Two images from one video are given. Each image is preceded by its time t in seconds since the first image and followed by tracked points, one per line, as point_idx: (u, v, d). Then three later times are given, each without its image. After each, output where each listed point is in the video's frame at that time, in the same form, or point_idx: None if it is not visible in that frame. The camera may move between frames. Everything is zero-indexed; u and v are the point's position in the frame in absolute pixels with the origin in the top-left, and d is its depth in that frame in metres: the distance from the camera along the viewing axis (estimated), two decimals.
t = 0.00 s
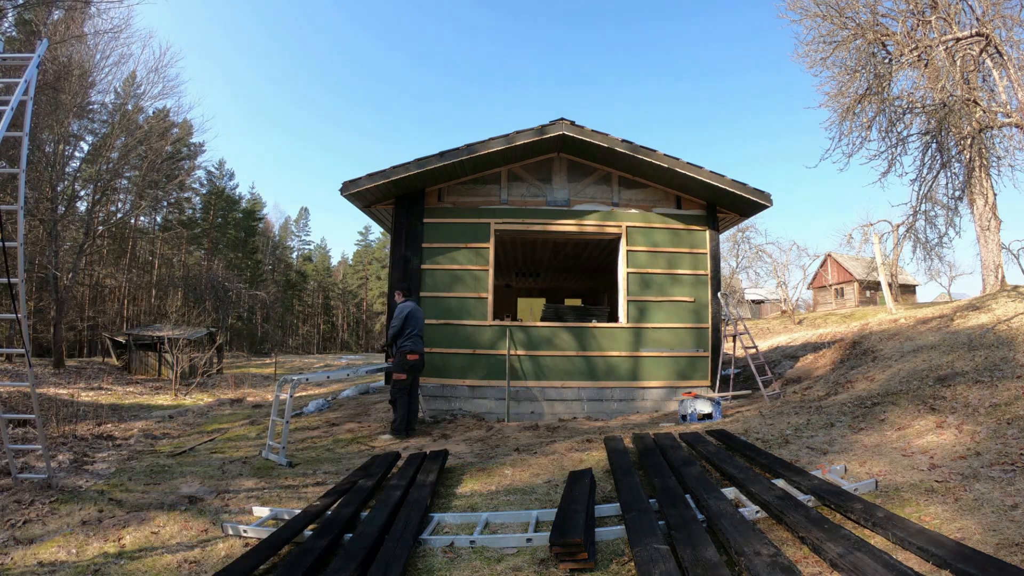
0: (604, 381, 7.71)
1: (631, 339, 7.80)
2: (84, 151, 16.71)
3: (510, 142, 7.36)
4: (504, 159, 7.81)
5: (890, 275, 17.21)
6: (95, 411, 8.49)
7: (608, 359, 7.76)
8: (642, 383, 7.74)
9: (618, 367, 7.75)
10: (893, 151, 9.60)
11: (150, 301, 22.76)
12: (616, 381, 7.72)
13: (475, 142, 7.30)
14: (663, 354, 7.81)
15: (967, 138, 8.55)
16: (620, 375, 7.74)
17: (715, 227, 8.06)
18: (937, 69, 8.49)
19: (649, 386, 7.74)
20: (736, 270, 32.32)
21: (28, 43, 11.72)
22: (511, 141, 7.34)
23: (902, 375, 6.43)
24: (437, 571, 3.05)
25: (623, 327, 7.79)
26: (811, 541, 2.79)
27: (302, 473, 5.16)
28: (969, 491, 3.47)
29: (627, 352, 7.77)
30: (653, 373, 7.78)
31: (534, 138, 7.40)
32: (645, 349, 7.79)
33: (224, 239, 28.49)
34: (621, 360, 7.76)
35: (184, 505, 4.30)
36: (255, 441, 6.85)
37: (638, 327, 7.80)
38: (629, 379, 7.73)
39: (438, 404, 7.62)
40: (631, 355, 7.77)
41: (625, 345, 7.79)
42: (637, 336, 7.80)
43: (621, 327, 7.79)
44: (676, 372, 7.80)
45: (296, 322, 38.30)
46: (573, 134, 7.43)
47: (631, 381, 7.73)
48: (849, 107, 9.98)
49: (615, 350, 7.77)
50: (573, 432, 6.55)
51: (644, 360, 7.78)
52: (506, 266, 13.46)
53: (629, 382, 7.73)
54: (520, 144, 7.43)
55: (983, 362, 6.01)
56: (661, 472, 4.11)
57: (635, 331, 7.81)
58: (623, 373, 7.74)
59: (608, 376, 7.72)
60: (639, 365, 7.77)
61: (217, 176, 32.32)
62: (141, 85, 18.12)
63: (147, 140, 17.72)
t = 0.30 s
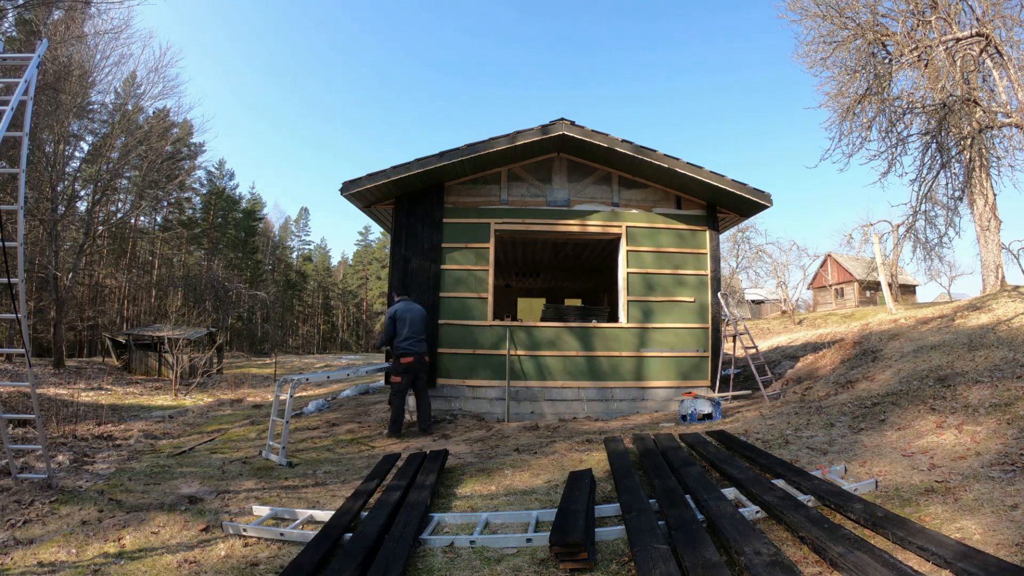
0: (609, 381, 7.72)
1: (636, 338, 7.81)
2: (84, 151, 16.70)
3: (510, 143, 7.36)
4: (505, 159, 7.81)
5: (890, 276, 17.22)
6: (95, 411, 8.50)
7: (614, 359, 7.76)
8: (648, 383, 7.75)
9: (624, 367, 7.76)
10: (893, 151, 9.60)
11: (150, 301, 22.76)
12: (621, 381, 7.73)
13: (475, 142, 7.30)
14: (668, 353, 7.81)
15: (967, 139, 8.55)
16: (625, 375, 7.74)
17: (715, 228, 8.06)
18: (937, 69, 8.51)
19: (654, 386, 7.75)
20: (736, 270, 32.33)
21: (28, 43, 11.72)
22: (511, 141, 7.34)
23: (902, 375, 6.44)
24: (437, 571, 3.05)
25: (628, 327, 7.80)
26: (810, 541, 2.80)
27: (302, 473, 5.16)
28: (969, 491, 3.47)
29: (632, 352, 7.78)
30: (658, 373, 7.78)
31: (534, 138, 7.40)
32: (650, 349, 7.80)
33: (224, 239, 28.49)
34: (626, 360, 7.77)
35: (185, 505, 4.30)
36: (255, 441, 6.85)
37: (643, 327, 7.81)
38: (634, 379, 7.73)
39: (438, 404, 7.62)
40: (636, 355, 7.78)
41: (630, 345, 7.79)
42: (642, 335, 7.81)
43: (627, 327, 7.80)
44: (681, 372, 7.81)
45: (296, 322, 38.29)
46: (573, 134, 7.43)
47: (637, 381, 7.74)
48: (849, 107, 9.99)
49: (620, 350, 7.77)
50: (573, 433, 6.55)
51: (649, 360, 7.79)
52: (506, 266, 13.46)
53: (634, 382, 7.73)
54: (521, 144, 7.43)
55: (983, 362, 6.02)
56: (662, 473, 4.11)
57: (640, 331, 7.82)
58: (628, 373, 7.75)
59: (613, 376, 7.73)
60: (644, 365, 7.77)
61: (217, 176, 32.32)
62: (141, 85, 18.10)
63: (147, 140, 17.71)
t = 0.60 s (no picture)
0: (614, 381, 7.71)
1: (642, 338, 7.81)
2: (84, 151, 16.69)
3: (510, 143, 7.36)
4: (505, 159, 7.81)
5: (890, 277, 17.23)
6: (95, 411, 8.52)
7: (619, 359, 7.76)
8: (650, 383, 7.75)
9: (629, 367, 7.75)
10: (893, 151, 9.61)
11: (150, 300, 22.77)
12: (626, 382, 7.72)
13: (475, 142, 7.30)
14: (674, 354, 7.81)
15: (967, 139, 8.55)
16: (630, 375, 7.74)
17: (715, 228, 8.06)
18: (937, 70, 8.52)
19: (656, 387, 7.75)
20: (736, 270, 32.36)
21: (28, 43, 11.73)
22: (512, 141, 7.34)
23: (902, 375, 6.44)
24: (436, 571, 3.04)
25: (633, 327, 7.80)
26: (811, 541, 2.80)
27: (303, 473, 5.18)
28: (969, 491, 3.48)
29: (638, 353, 7.78)
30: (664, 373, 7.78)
31: (534, 138, 7.40)
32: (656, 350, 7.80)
33: (224, 239, 28.51)
34: (631, 360, 7.77)
35: (184, 505, 4.31)
36: (255, 441, 6.86)
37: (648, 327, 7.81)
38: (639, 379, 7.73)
39: (438, 404, 7.62)
40: (641, 355, 7.77)
41: (635, 345, 7.79)
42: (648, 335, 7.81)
43: (632, 327, 7.80)
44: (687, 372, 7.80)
45: (296, 322, 38.30)
46: (573, 134, 7.43)
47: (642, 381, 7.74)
48: (849, 107, 9.99)
49: (625, 350, 7.77)
50: (574, 433, 6.55)
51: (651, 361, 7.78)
52: (505, 266, 13.48)
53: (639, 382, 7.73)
54: (521, 144, 7.43)
55: (983, 362, 6.02)
56: (662, 473, 4.11)
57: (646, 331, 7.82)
58: (634, 373, 7.74)
59: (618, 376, 7.72)
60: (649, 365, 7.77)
61: (217, 176, 32.34)
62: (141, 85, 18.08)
63: (148, 140, 17.71)
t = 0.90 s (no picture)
0: (619, 381, 7.72)
1: (649, 338, 7.81)
2: (84, 151, 16.68)
3: (510, 143, 7.36)
4: (505, 159, 7.81)
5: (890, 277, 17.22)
6: (95, 411, 8.53)
7: (626, 359, 7.77)
8: (650, 384, 7.75)
9: (636, 367, 7.76)
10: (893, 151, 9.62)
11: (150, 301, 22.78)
12: (632, 381, 7.73)
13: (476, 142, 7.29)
14: (681, 354, 7.83)
15: (967, 138, 8.55)
16: (637, 375, 7.75)
17: (715, 227, 8.06)
18: (937, 69, 8.53)
19: (656, 387, 7.75)
20: (735, 270, 32.37)
21: (28, 43, 11.74)
22: (511, 141, 7.34)
23: (902, 375, 6.43)
24: (436, 571, 3.04)
25: (640, 327, 7.81)
26: (811, 541, 2.80)
27: (303, 473, 5.18)
28: (969, 491, 3.47)
29: (645, 352, 7.79)
30: (665, 373, 7.79)
31: (534, 138, 7.40)
32: (663, 349, 7.81)
33: (224, 239, 28.51)
34: (638, 360, 7.78)
35: (185, 505, 4.31)
36: (255, 441, 6.87)
37: (655, 327, 7.82)
38: (646, 379, 7.75)
39: (438, 404, 7.62)
40: (648, 355, 7.79)
41: (642, 345, 7.80)
42: (655, 335, 7.82)
43: (639, 327, 7.81)
44: (688, 372, 7.81)
45: (296, 322, 38.32)
46: (573, 134, 7.43)
47: (648, 381, 7.75)
48: (849, 107, 9.98)
49: (632, 350, 7.79)
50: (574, 433, 6.56)
51: (652, 361, 7.79)
52: (505, 266, 13.48)
53: (646, 382, 7.74)
54: (521, 144, 7.43)
55: (983, 362, 6.02)
56: (661, 473, 4.11)
57: (652, 331, 7.83)
58: (641, 373, 7.76)
59: (624, 376, 7.73)
60: (656, 365, 7.78)
61: (217, 176, 32.35)
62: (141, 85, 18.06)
63: (147, 141, 17.71)
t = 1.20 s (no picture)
0: (626, 381, 7.73)
1: (655, 338, 7.82)
2: (84, 151, 16.69)
3: (510, 142, 7.36)
4: (504, 159, 7.81)
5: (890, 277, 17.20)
6: (95, 411, 8.54)
7: (632, 359, 7.78)
8: (648, 383, 7.75)
9: (644, 366, 7.77)
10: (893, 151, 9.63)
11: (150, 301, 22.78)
12: (640, 381, 7.74)
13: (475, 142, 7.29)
14: (681, 354, 7.83)
15: (967, 138, 8.55)
16: (645, 374, 7.76)
17: (714, 227, 8.06)
18: (937, 69, 8.55)
19: (655, 387, 7.76)
20: (735, 270, 32.38)
21: (28, 43, 11.76)
22: (511, 140, 7.33)
23: (902, 375, 6.43)
24: (436, 571, 3.05)
25: (646, 327, 7.81)
26: (810, 540, 2.80)
27: (303, 473, 5.19)
28: (969, 491, 3.47)
29: (652, 352, 7.80)
30: (663, 373, 7.79)
31: (534, 138, 7.40)
32: (670, 349, 7.82)
33: (224, 239, 28.52)
34: (645, 360, 7.78)
35: (185, 505, 4.32)
36: (255, 441, 6.88)
37: (662, 327, 7.83)
38: (654, 379, 7.76)
39: (438, 404, 7.63)
40: (655, 355, 7.79)
41: (649, 345, 7.81)
42: (661, 335, 7.83)
43: (646, 327, 7.81)
44: (687, 372, 7.81)
45: (296, 322, 38.34)
46: (573, 134, 7.43)
47: (656, 381, 7.76)
48: (849, 107, 9.98)
49: (639, 350, 7.79)
50: (574, 433, 6.56)
51: (651, 361, 7.79)
52: (505, 266, 13.48)
53: (654, 382, 7.75)
54: (521, 143, 7.42)
55: (983, 362, 6.02)
56: (661, 473, 4.11)
57: (652, 331, 7.83)
58: (648, 372, 7.76)
59: (630, 375, 7.74)
60: (664, 364, 7.80)
61: (217, 176, 32.36)
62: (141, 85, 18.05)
63: (148, 141, 17.71)
